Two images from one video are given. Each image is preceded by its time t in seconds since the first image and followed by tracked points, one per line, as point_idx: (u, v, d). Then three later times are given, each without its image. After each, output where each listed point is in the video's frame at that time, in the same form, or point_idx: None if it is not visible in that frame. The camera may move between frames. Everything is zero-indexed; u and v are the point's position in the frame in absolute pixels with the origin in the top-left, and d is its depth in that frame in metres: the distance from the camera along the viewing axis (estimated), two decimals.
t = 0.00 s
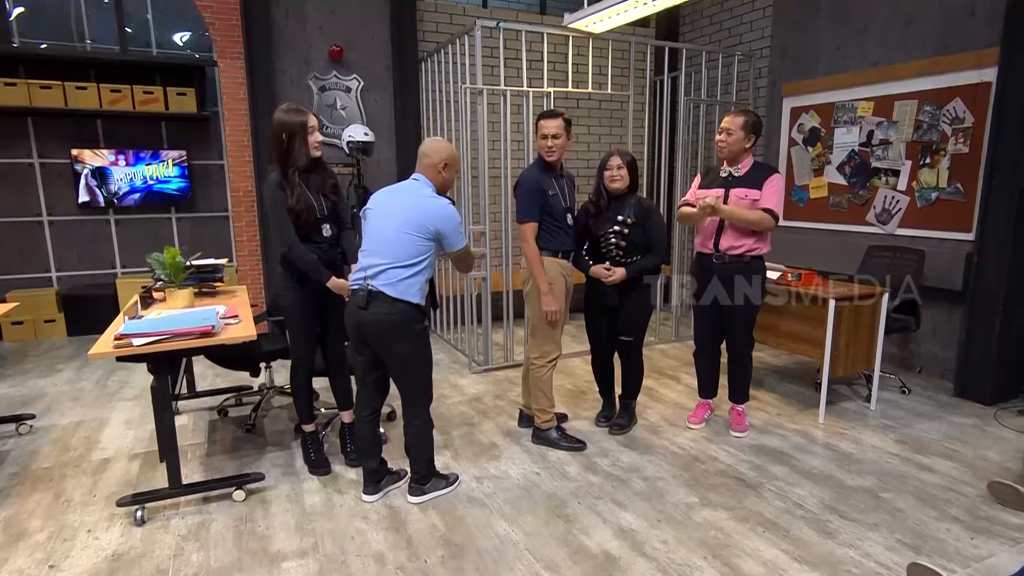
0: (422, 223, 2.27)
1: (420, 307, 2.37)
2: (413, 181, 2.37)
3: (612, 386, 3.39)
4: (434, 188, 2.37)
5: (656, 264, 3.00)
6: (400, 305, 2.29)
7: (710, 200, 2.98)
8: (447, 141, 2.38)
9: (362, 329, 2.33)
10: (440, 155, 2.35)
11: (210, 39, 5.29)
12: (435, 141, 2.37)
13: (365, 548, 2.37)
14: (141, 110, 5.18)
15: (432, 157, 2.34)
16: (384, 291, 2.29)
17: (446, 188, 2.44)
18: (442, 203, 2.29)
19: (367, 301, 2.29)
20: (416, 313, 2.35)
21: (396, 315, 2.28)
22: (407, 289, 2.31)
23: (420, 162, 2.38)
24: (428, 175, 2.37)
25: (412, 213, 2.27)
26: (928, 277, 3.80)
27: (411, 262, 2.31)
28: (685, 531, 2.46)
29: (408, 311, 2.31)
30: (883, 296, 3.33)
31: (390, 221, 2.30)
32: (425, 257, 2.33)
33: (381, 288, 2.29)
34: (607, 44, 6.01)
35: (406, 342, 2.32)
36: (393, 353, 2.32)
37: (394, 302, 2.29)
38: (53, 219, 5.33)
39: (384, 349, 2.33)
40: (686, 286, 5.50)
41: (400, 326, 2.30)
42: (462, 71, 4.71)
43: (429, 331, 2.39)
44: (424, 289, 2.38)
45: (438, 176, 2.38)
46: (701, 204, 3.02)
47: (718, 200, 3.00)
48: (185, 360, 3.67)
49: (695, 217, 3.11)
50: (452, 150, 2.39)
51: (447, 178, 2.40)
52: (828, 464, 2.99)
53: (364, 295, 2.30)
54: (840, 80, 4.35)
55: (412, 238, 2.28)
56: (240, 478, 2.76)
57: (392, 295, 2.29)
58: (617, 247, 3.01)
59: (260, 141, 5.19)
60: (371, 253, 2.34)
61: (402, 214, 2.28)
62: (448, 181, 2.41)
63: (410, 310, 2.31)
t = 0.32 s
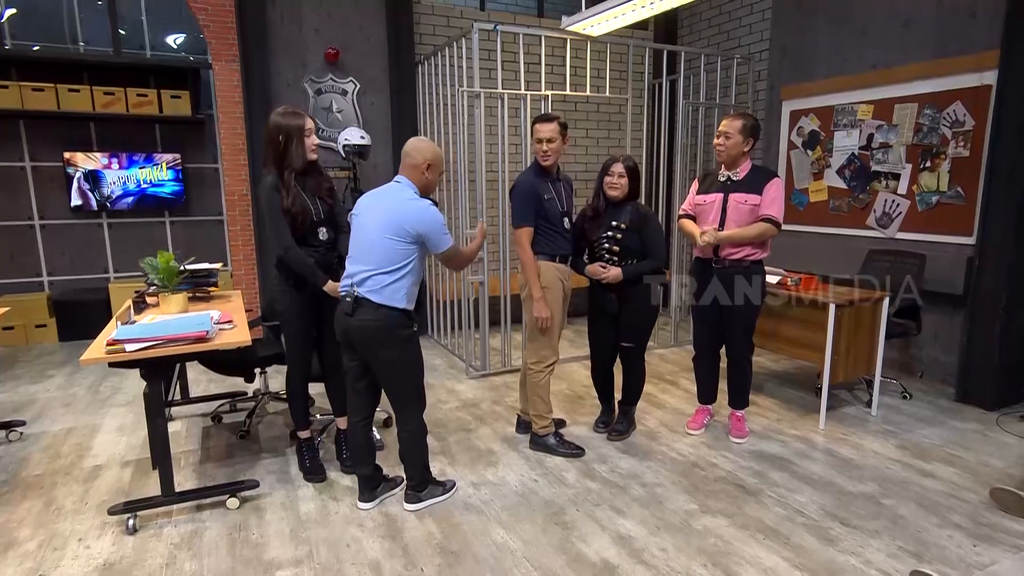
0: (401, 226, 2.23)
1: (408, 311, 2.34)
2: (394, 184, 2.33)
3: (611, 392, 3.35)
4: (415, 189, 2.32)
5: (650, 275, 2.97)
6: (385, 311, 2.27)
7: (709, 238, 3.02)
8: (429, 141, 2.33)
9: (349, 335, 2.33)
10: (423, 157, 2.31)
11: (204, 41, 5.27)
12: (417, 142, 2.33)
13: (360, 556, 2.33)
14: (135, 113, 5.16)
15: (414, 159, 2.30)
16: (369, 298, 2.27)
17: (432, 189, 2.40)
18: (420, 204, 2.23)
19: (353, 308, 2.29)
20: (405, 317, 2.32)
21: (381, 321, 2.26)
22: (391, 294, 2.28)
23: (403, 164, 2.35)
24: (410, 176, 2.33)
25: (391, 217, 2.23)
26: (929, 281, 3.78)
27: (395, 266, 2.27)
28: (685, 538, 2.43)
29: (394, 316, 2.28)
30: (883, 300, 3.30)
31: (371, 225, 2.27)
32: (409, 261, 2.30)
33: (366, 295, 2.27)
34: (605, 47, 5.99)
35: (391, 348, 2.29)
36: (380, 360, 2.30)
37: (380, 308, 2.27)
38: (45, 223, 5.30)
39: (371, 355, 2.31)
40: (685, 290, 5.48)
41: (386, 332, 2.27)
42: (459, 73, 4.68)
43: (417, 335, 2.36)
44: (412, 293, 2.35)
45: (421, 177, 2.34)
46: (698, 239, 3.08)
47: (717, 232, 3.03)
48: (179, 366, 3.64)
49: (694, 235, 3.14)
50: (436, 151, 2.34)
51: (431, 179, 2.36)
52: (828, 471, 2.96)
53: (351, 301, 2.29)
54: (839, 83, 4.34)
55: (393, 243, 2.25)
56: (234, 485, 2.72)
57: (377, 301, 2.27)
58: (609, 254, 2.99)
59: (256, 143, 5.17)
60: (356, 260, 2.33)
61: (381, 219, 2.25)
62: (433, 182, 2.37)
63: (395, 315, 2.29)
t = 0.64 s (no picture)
0: (398, 231, 2.19)
1: (405, 316, 2.31)
2: (392, 187, 2.29)
3: (617, 396, 3.31)
4: (412, 193, 2.28)
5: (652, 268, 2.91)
6: (382, 316, 2.24)
7: (718, 258, 3.01)
8: (428, 146, 2.30)
9: (346, 340, 2.30)
10: (420, 161, 2.28)
11: (206, 42, 5.25)
12: (416, 147, 2.30)
13: (362, 563, 2.29)
14: (137, 114, 5.14)
15: (412, 163, 2.27)
16: (365, 303, 2.25)
17: (430, 193, 2.37)
18: (416, 209, 2.20)
19: (350, 313, 2.26)
20: (401, 322, 2.29)
21: (378, 326, 2.23)
22: (387, 300, 2.25)
23: (401, 167, 2.31)
24: (408, 179, 2.30)
25: (387, 221, 2.20)
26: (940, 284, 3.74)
27: (391, 271, 2.24)
28: (692, 546, 2.38)
29: (390, 321, 2.25)
30: (893, 304, 3.26)
31: (367, 229, 2.24)
32: (405, 266, 2.26)
33: (361, 300, 2.25)
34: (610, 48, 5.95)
35: (388, 352, 2.26)
36: (377, 364, 2.27)
37: (375, 313, 2.24)
38: (46, 225, 5.29)
39: (368, 360, 2.28)
40: (691, 294, 5.42)
41: (383, 337, 2.24)
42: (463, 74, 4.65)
43: (415, 340, 2.32)
44: (408, 298, 2.32)
45: (419, 181, 2.31)
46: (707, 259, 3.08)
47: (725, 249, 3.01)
48: (180, 370, 3.61)
49: (704, 247, 3.13)
50: (435, 154, 2.31)
51: (430, 183, 2.32)
52: (838, 477, 2.91)
53: (347, 306, 2.26)
54: (848, 83, 4.29)
55: (389, 248, 2.21)
56: (236, 490, 2.68)
57: (373, 306, 2.24)
58: (612, 253, 2.94)
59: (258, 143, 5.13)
60: (352, 264, 2.30)
61: (377, 223, 2.21)
62: (432, 187, 2.34)
63: (391, 321, 2.25)
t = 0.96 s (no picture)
0: (394, 234, 2.16)
1: (407, 320, 2.27)
2: (386, 189, 2.25)
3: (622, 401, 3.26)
4: (407, 194, 2.25)
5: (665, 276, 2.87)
6: (384, 321, 2.21)
7: (722, 272, 2.98)
8: (420, 143, 2.26)
9: (348, 344, 2.27)
10: (412, 160, 2.24)
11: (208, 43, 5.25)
12: (406, 143, 2.25)
13: (363, 570, 2.25)
14: (137, 116, 5.13)
15: (404, 162, 2.24)
16: (367, 308, 2.21)
17: (423, 192, 2.34)
18: (412, 210, 2.16)
19: (351, 317, 2.23)
20: (404, 326, 2.26)
21: (380, 330, 2.20)
22: (389, 304, 2.21)
23: (393, 167, 2.27)
24: (402, 180, 2.26)
25: (383, 224, 2.17)
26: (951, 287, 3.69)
27: (390, 275, 2.21)
28: (698, 554, 2.33)
29: (390, 324, 2.21)
30: (903, 308, 3.22)
31: (363, 233, 2.21)
32: (404, 269, 2.23)
33: (362, 305, 2.21)
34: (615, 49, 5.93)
35: (390, 358, 2.23)
36: (379, 369, 2.24)
37: (377, 317, 2.20)
38: (45, 227, 5.27)
39: (371, 365, 2.25)
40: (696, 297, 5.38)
41: (385, 342, 2.21)
42: (466, 75, 4.62)
43: (418, 344, 2.29)
44: (410, 301, 2.28)
45: (413, 181, 2.27)
46: (713, 272, 3.05)
47: (730, 261, 2.97)
48: (180, 373, 3.58)
49: (708, 254, 3.10)
50: (428, 153, 2.27)
51: (423, 183, 2.29)
52: (847, 484, 2.85)
53: (349, 310, 2.24)
54: (855, 85, 4.25)
55: (386, 251, 2.18)
56: (236, 495, 2.64)
57: (375, 311, 2.20)
58: (620, 256, 2.90)
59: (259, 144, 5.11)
60: (351, 269, 2.27)
61: (374, 227, 2.18)
62: (425, 186, 2.30)
63: (392, 324, 2.22)
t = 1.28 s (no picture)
0: (402, 235, 2.13)
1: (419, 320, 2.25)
2: (390, 190, 2.22)
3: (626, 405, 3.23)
4: (412, 194, 2.22)
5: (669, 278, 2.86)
6: (395, 323, 2.18)
7: (725, 276, 2.95)
8: (422, 141, 2.23)
9: (360, 347, 2.24)
10: (415, 160, 2.21)
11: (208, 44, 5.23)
12: (408, 142, 2.22)
13: None
14: (136, 117, 5.11)
15: (407, 162, 2.20)
16: (378, 311, 2.18)
17: (427, 192, 2.31)
18: (418, 211, 2.13)
19: (363, 320, 2.20)
20: (414, 327, 2.23)
21: (389, 334, 2.17)
22: (400, 305, 2.19)
23: (396, 167, 2.24)
24: (405, 180, 2.24)
25: (390, 226, 2.14)
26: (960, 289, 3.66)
27: (400, 276, 2.18)
28: (702, 561, 2.29)
29: (401, 327, 2.19)
30: (911, 310, 3.17)
31: (370, 235, 2.18)
32: (413, 270, 2.20)
33: (372, 308, 2.18)
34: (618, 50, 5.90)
35: (401, 361, 2.20)
36: (390, 372, 2.21)
37: (389, 320, 2.18)
38: (43, 230, 5.26)
39: (381, 369, 2.22)
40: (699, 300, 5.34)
41: (395, 345, 2.18)
42: (467, 76, 4.59)
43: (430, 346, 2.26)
44: (421, 302, 2.26)
45: (417, 181, 2.25)
46: (717, 275, 3.01)
47: (734, 265, 2.93)
48: (179, 377, 3.55)
49: (713, 257, 3.07)
50: (431, 152, 2.24)
51: (426, 182, 2.26)
52: (853, 490, 2.81)
53: (360, 313, 2.21)
54: (861, 85, 4.21)
55: (394, 253, 2.15)
56: (235, 500, 2.60)
57: (386, 313, 2.18)
58: (626, 261, 2.87)
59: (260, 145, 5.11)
60: (359, 273, 2.24)
61: (380, 228, 2.15)
62: (429, 185, 2.27)
63: (404, 327, 2.20)
